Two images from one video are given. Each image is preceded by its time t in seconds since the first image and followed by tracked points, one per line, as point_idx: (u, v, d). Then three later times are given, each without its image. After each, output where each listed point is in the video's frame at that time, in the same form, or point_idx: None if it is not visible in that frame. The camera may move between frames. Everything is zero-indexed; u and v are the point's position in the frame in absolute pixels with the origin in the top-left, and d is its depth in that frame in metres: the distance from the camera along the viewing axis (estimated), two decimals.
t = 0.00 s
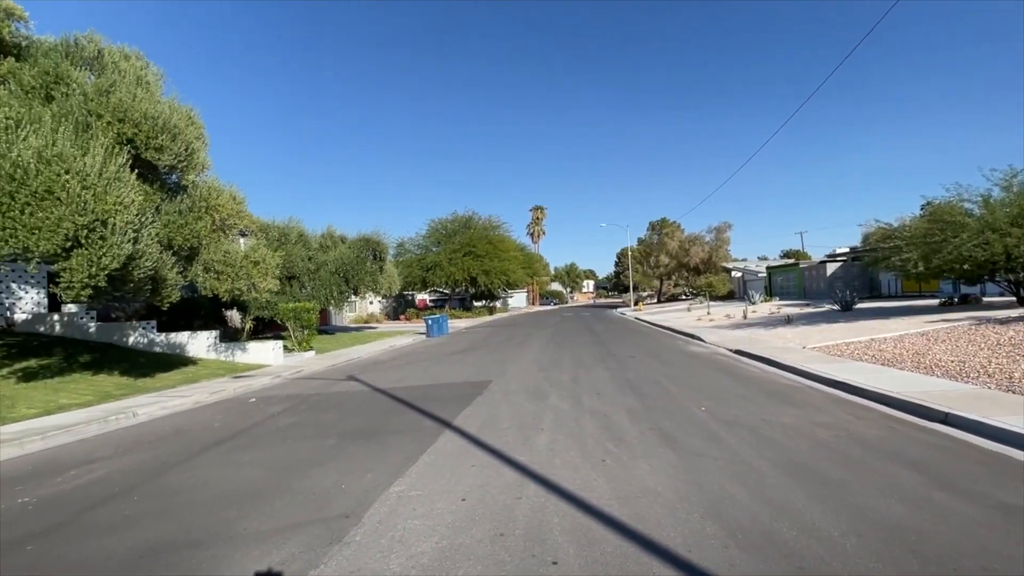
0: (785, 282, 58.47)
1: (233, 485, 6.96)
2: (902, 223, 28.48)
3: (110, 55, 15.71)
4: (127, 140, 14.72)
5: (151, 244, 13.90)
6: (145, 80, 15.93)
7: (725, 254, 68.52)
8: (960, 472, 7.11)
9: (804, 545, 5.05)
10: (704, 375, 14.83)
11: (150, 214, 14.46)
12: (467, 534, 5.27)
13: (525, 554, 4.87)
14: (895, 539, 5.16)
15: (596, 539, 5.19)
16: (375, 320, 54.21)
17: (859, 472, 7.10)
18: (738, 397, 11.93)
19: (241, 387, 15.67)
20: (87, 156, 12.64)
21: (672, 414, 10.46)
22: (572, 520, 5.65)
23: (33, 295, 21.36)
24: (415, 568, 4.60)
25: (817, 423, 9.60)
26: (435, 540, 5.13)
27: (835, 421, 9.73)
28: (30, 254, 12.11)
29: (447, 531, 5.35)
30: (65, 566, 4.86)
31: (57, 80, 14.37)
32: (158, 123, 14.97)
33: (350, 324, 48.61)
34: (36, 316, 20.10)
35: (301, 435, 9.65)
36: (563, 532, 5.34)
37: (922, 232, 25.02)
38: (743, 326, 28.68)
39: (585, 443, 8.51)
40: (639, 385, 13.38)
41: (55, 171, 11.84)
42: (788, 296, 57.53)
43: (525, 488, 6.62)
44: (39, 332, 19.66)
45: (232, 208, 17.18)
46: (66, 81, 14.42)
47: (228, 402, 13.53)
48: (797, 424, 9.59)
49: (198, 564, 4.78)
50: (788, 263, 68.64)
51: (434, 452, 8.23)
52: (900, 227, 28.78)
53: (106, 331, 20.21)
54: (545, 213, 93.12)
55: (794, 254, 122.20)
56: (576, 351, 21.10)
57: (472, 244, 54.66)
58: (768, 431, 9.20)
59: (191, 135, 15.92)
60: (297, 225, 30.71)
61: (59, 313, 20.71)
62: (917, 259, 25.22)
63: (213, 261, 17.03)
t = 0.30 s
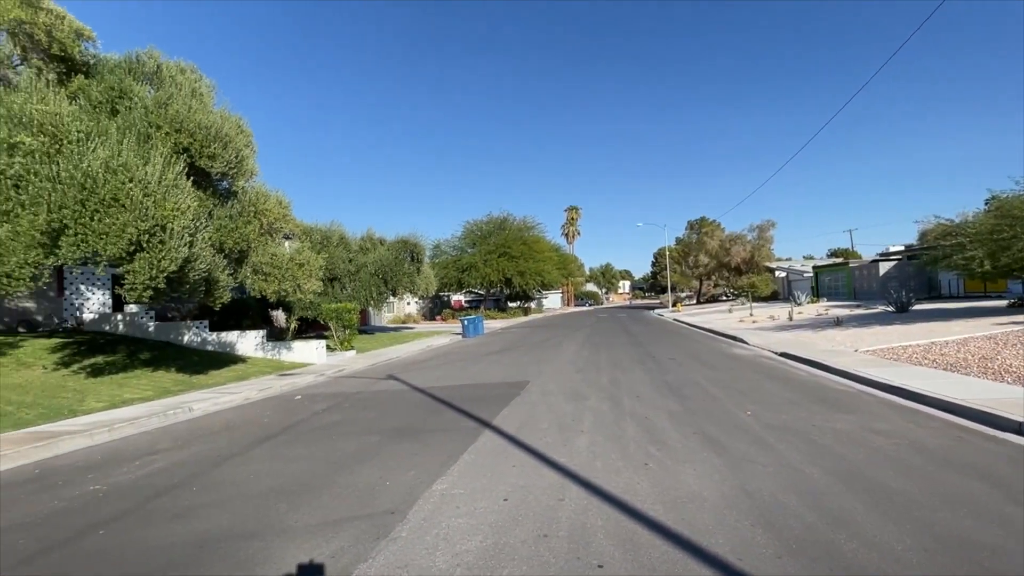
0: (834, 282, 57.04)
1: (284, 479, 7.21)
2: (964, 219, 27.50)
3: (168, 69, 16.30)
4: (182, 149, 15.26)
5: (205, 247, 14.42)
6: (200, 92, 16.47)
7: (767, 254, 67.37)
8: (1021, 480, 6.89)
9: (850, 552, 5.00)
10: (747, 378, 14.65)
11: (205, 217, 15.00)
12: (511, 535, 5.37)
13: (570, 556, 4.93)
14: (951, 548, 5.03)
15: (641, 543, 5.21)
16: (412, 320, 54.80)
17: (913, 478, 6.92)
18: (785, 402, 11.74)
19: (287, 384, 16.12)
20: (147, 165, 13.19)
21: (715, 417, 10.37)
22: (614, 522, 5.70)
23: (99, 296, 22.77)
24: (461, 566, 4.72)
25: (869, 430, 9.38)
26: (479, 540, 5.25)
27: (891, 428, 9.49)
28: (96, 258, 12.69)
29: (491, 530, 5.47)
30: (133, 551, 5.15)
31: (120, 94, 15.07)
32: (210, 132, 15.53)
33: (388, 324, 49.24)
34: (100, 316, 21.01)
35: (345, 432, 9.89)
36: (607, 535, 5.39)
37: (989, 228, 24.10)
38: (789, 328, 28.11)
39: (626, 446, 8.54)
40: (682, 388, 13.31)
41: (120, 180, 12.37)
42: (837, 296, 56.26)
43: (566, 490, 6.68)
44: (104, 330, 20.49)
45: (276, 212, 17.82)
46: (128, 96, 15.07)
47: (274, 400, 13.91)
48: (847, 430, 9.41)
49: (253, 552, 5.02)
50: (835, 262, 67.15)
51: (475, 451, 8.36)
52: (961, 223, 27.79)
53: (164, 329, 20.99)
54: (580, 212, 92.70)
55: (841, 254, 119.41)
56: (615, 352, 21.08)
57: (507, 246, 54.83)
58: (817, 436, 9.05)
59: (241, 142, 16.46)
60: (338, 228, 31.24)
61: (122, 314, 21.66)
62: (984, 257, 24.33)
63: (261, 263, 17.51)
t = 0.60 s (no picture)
0: (889, 282, 55.44)
1: (334, 475, 7.45)
2: None
3: (222, 82, 17.13)
4: (235, 158, 15.94)
5: (257, 250, 14.92)
6: (251, 104, 17.22)
7: (814, 253, 66.28)
8: None
9: (904, 561, 4.92)
10: (796, 383, 14.38)
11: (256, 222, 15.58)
12: (558, 537, 5.44)
13: (620, 561, 4.95)
14: (1018, 562, 4.87)
15: (692, 550, 5.19)
16: (449, 321, 55.33)
17: (976, 487, 6.72)
18: (841, 409, 11.44)
19: (330, 382, 16.55)
20: (204, 173, 13.82)
21: (763, 423, 10.23)
22: (660, 526, 5.73)
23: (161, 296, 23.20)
24: (510, 566, 4.82)
25: (932, 439, 9.07)
26: (526, 541, 5.35)
27: (953, 437, 9.17)
28: (159, 261, 13.30)
29: (538, 532, 5.55)
30: (199, 540, 5.45)
31: (178, 105, 15.90)
32: (261, 140, 16.12)
33: (426, 325, 49.83)
34: (160, 317, 21.99)
35: (388, 431, 10.12)
36: (657, 541, 5.38)
37: None
38: (842, 331, 27.30)
39: (672, 451, 8.51)
40: (727, 393, 13.17)
41: (181, 188, 13.00)
42: (894, 298, 54.67)
43: (610, 493, 6.74)
44: (163, 330, 21.42)
45: (322, 216, 18.22)
46: (187, 108, 15.90)
47: (318, 398, 14.29)
48: (905, 438, 9.15)
49: (310, 545, 5.24)
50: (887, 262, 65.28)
51: (518, 452, 8.49)
52: None
53: (218, 328, 21.75)
54: (617, 213, 92.05)
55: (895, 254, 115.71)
56: (656, 355, 20.99)
57: (543, 246, 54.92)
58: (874, 444, 8.81)
59: (290, 150, 17.03)
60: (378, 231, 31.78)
61: (180, 314, 22.65)
62: None
63: (308, 266, 17.97)
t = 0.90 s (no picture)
0: (957, 282, 53.44)
1: (384, 473, 7.64)
2: None
3: (275, 93, 17.77)
4: (287, 165, 16.46)
5: (308, 254, 15.29)
6: (300, 113, 17.82)
7: (870, 250, 63.90)
8: None
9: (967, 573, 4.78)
10: (850, 389, 13.99)
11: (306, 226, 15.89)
12: (609, 541, 5.45)
13: (674, 567, 4.92)
14: None
15: (749, 558, 5.10)
16: (489, 321, 55.69)
17: None
18: (909, 417, 10.95)
19: (375, 381, 16.96)
20: (260, 180, 14.23)
21: (817, 429, 9.98)
22: (711, 531, 5.69)
23: (218, 299, 24.37)
24: (561, 568, 4.86)
25: (1000, 447, 8.72)
26: (577, 544, 5.38)
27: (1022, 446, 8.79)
28: (218, 265, 13.80)
29: (589, 535, 5.57)
30: (262, 531, 5.71)
31: (235, 117, 16.64)
32: (311, 147, 16.63)
33: (467, 326, 50.26)
34: (219, 317, 23.38)
35: (435, 430, 10.29)
36: (712, 547, 5.32)
37: None
38: (905, 335, 26.18)
39: (723, 457, 8.39)
40: (778, 398, 12.91)
41: (239, 195, 13.46)
42: (961, 300, 52.73)
43: (658, 496, 6.74)
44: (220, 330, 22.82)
45: (369, 219, 18.54)
46: (243, 119, 16.56)
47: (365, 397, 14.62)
48: (971, 446, 8.81)
49: (366, 541, 5.40)
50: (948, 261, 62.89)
51: (565, 454, 8.54)
52: None
53: (270, 329, 22.70)
54: (657, 212, 91.03)
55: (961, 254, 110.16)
56: (701, 357, 20.78)
57: (582, 247, 54.86)
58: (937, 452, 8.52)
59: (337, 156, 17.51)
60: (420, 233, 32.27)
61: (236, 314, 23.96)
62: None
63: (355, 268, 18.23)
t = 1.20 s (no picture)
0: None
1: (440, 472, 7.78)
2: None
3: (327, 102, 18.34)
4: (338, 171, 16.95)
5: (360, 256, 15.69)
6: (351, 120, 18.30)
7: (940, 247, 61.06)
8: None
9: None
10: (912, 395, 13.52)
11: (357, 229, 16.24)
12: (667, 547, 5.39)
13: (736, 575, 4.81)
14: None
15: (814, 568, 4.96)
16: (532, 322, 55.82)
17: None
18: (985, 426, 10.43)
19: (422, 381, 17.29)
20: (315, 187, 14.76)
21: (880, 436, 9.70)
22: (773, 538, 5.61)
23: (274, 300, 25.63)
24: (620, 572, 4.85)
25: None
26: (634, 548, 5.36)
27: None
28: (276, 268, 14.35)
29: (645, 540, 5.54)
30: (325, 523, 5.95)
31: (291, 126, 17.19)
32: (361, 153, 17.07)
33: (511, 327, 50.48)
34: (275, 317, 24.28)
35: (486, 431, 10.39)
36: (776, 557, 5.18)
37: None
38: (975, 340, 25.01)
39: (783, 462, 8.22)
40: (836, 404, 12.57)
41: (295, 201, 13.98)
42: None
43: (713, 501, 6.68)
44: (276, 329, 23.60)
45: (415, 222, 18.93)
46: (298, 128, 17.13)
47: (414, 396, 14.88)
48: None
49: (425, 539, 5.53)
50: None
51: (616, 457, 8.54)
52: None
53: (322, 329, 23.39)
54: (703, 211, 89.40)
55: None
56: (751, 361, 20.44)
57: (626, 247, 54.50)
58: (1011, 460, 8.15)
59: (386, 161, 17.93)
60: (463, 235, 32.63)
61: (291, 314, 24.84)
62: None
63: (403, 270, 18.55)
